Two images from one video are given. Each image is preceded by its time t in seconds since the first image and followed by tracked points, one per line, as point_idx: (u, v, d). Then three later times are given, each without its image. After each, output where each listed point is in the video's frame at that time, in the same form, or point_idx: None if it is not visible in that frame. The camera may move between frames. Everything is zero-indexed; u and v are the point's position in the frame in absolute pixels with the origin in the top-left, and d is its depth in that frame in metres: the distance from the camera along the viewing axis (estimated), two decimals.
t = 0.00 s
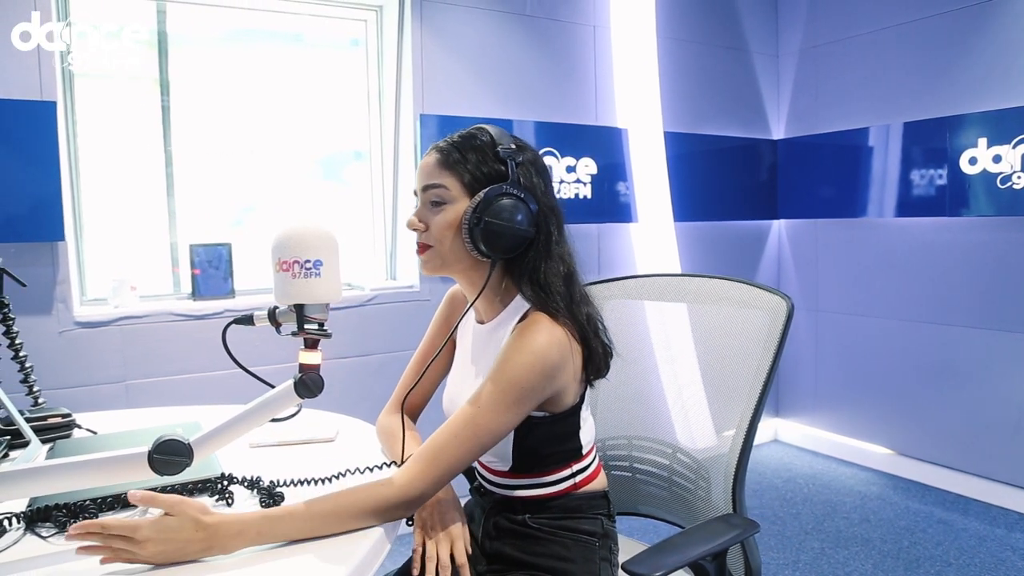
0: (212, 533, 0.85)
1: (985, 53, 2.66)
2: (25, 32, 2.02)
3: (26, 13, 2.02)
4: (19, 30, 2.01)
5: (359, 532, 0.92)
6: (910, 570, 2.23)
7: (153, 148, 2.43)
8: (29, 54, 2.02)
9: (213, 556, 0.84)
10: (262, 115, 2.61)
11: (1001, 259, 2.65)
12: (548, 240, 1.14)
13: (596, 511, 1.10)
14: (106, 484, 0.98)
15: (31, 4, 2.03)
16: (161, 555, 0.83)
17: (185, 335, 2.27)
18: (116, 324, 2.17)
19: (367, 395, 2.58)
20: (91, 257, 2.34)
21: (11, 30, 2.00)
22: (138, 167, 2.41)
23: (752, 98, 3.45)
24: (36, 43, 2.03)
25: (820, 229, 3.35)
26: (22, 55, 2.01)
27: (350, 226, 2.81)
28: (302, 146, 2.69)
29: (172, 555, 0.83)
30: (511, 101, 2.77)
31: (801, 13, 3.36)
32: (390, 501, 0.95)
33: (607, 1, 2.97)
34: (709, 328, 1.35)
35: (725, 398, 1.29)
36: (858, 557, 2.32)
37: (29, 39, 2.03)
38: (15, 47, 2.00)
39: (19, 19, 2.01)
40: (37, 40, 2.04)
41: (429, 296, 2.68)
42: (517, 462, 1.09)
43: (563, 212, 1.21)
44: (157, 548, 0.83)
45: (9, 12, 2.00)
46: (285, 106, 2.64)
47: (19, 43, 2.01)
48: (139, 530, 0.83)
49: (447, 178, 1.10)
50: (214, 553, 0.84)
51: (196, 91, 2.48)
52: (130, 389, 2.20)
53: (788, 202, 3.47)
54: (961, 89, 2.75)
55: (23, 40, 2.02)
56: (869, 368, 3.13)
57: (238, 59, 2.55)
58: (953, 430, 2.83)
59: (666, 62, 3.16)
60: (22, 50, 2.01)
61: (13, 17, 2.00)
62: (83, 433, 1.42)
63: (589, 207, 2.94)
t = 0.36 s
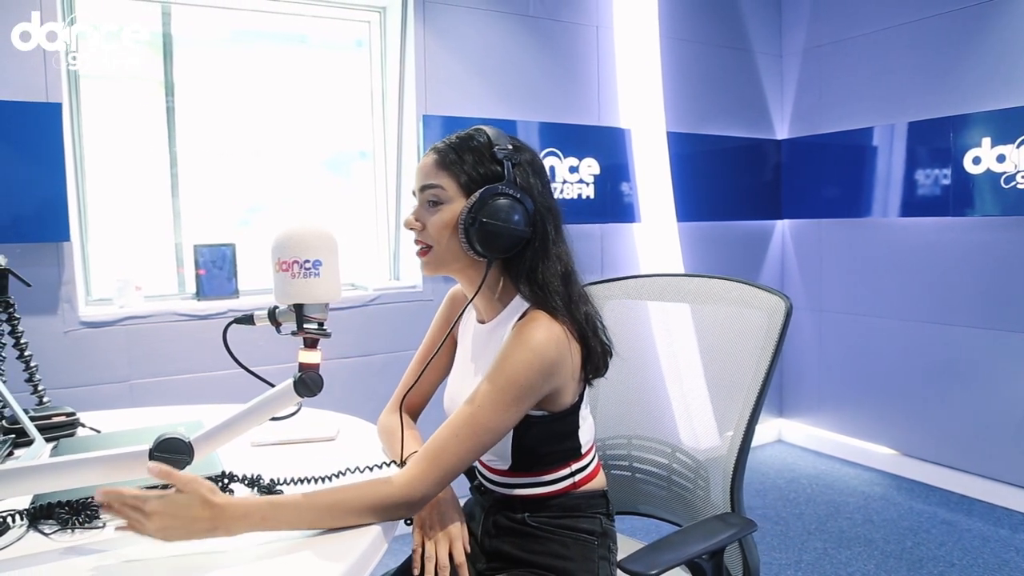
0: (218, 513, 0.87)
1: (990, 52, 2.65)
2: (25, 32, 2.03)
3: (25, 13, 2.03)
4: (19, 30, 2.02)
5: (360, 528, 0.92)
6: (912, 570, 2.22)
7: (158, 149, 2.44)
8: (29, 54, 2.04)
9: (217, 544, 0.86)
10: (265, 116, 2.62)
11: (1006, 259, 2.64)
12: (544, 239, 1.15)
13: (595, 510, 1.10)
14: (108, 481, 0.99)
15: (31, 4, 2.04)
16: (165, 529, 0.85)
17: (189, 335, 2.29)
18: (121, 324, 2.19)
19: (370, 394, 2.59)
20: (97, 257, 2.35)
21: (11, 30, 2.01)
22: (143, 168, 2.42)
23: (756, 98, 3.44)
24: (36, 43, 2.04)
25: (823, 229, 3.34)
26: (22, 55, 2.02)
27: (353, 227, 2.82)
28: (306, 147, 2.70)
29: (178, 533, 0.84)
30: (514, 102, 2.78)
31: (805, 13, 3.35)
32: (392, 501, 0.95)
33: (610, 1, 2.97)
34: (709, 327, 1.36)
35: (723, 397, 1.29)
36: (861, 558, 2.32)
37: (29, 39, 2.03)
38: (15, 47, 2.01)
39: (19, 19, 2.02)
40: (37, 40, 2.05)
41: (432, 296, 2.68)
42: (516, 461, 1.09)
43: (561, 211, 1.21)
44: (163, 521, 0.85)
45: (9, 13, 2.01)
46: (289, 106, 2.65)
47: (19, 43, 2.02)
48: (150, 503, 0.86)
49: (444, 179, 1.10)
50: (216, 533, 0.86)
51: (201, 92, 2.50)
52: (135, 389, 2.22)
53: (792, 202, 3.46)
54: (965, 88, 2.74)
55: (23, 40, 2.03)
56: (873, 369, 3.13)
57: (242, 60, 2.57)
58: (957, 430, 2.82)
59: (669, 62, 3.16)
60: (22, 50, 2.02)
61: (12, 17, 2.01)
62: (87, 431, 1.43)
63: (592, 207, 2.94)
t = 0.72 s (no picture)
0: (216, 508, 0.88)
1: (993, 52, 2.64)
2: (25, 32, 2.04)
3: (25, 14, 2.04)
4: (19, 30, 2.02)
5: (360, 526, 0.93)
6: (915, 571, 2.22)
7: (161, 150, 2.46)
8: (28, 54, 2.04)
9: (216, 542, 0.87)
10: (268, 117, 2.63)
11: (1009, 258, 2.63)
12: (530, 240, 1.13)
13: (592, 509, 1.11)
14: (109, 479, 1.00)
15: (31, 4, 2.04)
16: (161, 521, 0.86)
17: (193, 335, 2.30)
18: (125, 324, 2.20)
19: (372, 394, 2.60)
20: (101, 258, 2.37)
21: (11, 30, 2.02)
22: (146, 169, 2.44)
23: (759, 98, 3.44)
24: (35, 43, 2.05)
25: (826, 229, 3.33)
26: (22, 56, 2.03)
27: (356, 227, 2.83)
28: (309, 148, 2.71)
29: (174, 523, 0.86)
30: (516, 103, 2.79)
31: (807, 13, 3.35)
32: (390, 500, 0.96)
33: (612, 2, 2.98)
34: (707, 328, 1.36)
35: (721, 397, 1.29)
36: (863, 558, 2.31)
37: (29, 39, 2.04)
38: (15, 47, 2.02)
39: (19, 19, 2.03)
40: (37, 40, 2.06)
41: (435, 296, 2.69)
42: (513, 461, 1.10)
43: (551, 211, 1.17)
44: (160, 513, 0.86)
45: (9, 13, 2.01)
46: (292, 108, 2.66)
47: (19, 43, 2.03)
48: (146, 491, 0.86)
49: (420, 185, 1.12)
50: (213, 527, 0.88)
51: (204, 93, 2.51)
52: (139, 388, 2.23)
53: (796, 202, 3.46)
54: (968, 87, 2.73)
55: (22, 40, 2.03)
56: (876, 369, 3.12)
57: (245, 61, 2.58)
58: (960, 431, 2.81)
59: (672, 62, 3.16)
60: (21, 50, 2.03)
61: (13, 17, 2.02)
62: (90, 431, 1.44)
63: (594, 207, 2.94)
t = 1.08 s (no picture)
0: (215, 522, 0.88)
1: (998, 51, 2.63)
2: (25, 32, 2.04)
3: (26, 13, 2.04)
4: (19, 30, 2.03)
5: (359, 526, 0.93)
6: (919, 572, 2.21)
7: (165, 151, 2.47)
8: (29, 54, 2.04)
9: (216, 541, 0.87)
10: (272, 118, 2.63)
11: (1013, 258, 2.62)
12: (528, 241, 1.13)
13: (593, 509, 1.11)
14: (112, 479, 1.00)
15: (31, 4, 2.05)
16: (164, 545, 0.85)
17: (196, 335, 2.31)
18: (129, 324, 2.21)
19: (375, 394, 2.60)
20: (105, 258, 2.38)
21: (11, 30, 2.02)
22: (150, 170, 2.45)
23: (763, 97, 3.44)
24: (36, 42, 2.05)
25: (830, 229, 3.33)
26: (23, 56, 2.04)
27: (359, 228, 2.84)
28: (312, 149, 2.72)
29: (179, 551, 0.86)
30: (519, 104, 2.79)
31: (811, 12, 3.35)
32: (389, 498, 0.96)
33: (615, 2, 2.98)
34: (709, 328, 1.36)
35: (722, 397, 1.29)
36: (866, 559, 2.31)
37: (29, 39, 2.04)
38: (15, 46, 2.02)
39: (19, 19, 2.03)
40: (37, 40, 2.06)
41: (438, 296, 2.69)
42: (513, 461, 1.10)
43: (548, 211, 1.17)
44: (161, 538, 0.85)
45: (9, 14, 2.02)
46: (295, 108, 2.67)
47: (19, 43, 2.03)
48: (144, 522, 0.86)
49: (417, 187, 1.13)
50: (214, 542, 0.87)
51: (208, 94, 2.52)
52: (143, 389, 2.24)
53: (799, 202, 3.45)
54: (972, 87, 2.72)
55: (23, 40, 2.04)
56: (879, 369, 3.11)
57: (249, 62, 2.59)
58: (965, 431, 2.80)
59: (675, 62, 3.16)
60: (22, 50, 2.03)
61: (13, 17, 2.02)
62: (94, 431, 1.45)
63: (598, 207, 2.94)
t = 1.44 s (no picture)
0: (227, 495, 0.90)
1: (1003, 50, 2.62)
2: (26, 32, 2.04)
3: (26, 14, 2.04)
4: (19, 30, 2.03)
5: (363, 525, 0.93)
6: (923, 573, 2.20)
7: (170, 152, 2.48)
8: (29, 54, 2.05)
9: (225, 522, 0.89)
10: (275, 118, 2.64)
11: (1018, 258, 2.62)
12: (533, 241, 1.13)
13: (597, 509, 1.11)
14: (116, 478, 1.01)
15: (31, 4, 2.05)
16: (177, 520, 0.86)
17: (200, 335, 2.31)
18: (133, 324, 2.21)
19: (378, 394, 2.60)
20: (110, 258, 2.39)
21: (11, 30, 2.02)
22: (154, 171, 2.46)
23: (766, 97, 3.43)
24: (37, 42, 2.06)
25: (834, 229, 3.32)
26: (24, 56, 2.04)
27: (363, 228, 2.84)
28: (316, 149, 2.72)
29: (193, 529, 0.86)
30: (523, 104, 2.79)
31: (815, 12, 3.34)
32: (397, 501, 0.96)
33: (619, 2, 2.97)
34: (712, 328, 1.36)
35: (726, 397, 1.29)
36: (870, 560, 2.30)
37: (29, 39, 2.05)
38: (15, 46, 2.03)
39: (19, 20, 2.03)
40: (37, 40, 2.06)
41: (441, 296, 2.69)
42: (518, 462, 1.10)
43: (552, 211, 1.17)
44: (173, 514, 0.87)
45: (9, 14, 2.02)
46: (299, 109, 2.67)
47: (20, 43, 2.04)
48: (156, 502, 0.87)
49: (421, 188, 1.13)
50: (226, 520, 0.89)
51: (213, 95, 2.53)
52: (147, 388, 2.24)
53: (804, 202, 3.44)
54: (977, 86, 2.71)
55: (23, 40, 2.04)
56: (884, 369, 3.10)
57: (253, 63, 2.60)
58: (970, 432, 2.79)
59: (678, 62, 3.15)
60: (22, 50, 2.04)
61: (13, 17, 2.02)
62: (98, 430, 1.45)
63: (601, 207, 2.94)
